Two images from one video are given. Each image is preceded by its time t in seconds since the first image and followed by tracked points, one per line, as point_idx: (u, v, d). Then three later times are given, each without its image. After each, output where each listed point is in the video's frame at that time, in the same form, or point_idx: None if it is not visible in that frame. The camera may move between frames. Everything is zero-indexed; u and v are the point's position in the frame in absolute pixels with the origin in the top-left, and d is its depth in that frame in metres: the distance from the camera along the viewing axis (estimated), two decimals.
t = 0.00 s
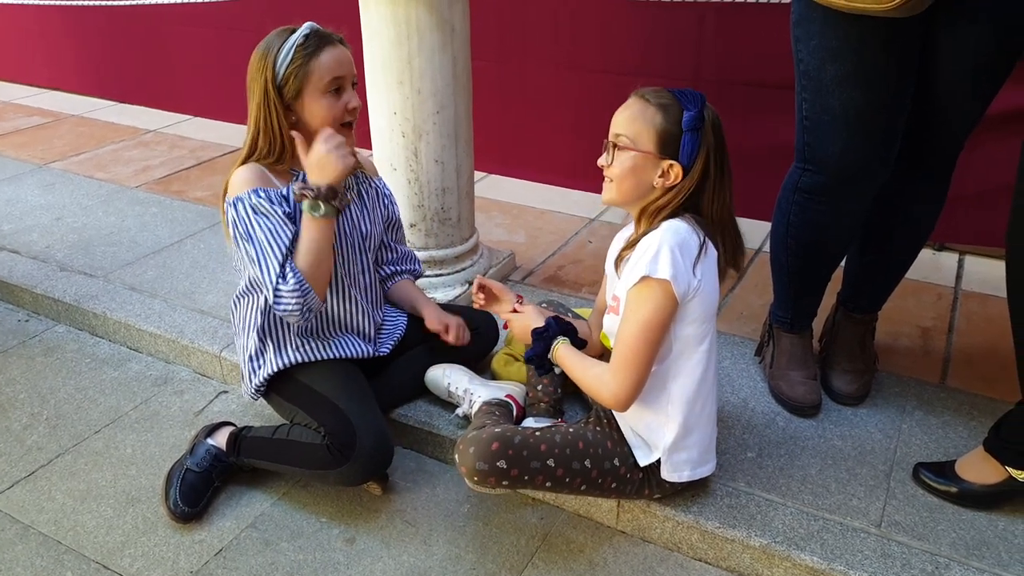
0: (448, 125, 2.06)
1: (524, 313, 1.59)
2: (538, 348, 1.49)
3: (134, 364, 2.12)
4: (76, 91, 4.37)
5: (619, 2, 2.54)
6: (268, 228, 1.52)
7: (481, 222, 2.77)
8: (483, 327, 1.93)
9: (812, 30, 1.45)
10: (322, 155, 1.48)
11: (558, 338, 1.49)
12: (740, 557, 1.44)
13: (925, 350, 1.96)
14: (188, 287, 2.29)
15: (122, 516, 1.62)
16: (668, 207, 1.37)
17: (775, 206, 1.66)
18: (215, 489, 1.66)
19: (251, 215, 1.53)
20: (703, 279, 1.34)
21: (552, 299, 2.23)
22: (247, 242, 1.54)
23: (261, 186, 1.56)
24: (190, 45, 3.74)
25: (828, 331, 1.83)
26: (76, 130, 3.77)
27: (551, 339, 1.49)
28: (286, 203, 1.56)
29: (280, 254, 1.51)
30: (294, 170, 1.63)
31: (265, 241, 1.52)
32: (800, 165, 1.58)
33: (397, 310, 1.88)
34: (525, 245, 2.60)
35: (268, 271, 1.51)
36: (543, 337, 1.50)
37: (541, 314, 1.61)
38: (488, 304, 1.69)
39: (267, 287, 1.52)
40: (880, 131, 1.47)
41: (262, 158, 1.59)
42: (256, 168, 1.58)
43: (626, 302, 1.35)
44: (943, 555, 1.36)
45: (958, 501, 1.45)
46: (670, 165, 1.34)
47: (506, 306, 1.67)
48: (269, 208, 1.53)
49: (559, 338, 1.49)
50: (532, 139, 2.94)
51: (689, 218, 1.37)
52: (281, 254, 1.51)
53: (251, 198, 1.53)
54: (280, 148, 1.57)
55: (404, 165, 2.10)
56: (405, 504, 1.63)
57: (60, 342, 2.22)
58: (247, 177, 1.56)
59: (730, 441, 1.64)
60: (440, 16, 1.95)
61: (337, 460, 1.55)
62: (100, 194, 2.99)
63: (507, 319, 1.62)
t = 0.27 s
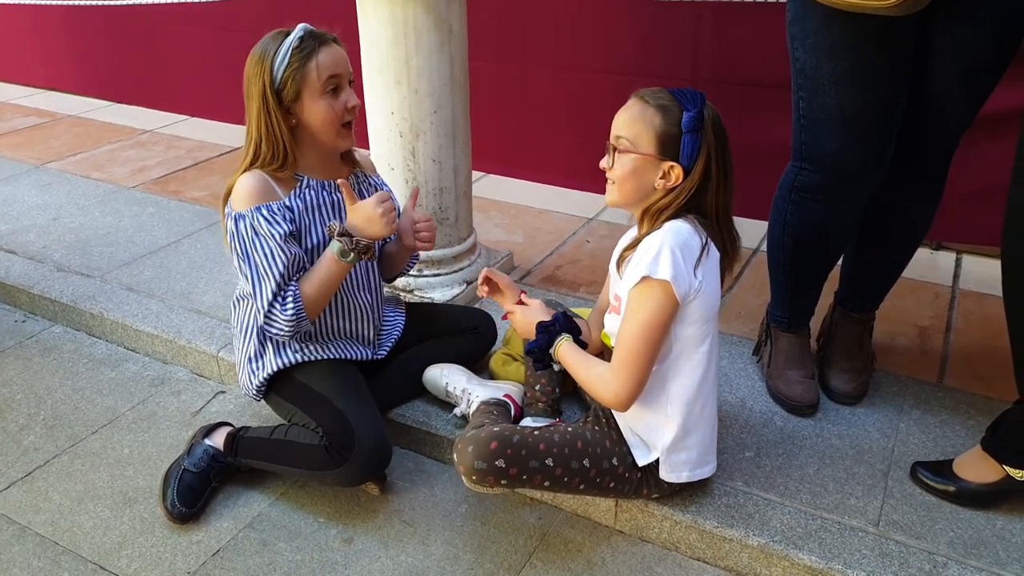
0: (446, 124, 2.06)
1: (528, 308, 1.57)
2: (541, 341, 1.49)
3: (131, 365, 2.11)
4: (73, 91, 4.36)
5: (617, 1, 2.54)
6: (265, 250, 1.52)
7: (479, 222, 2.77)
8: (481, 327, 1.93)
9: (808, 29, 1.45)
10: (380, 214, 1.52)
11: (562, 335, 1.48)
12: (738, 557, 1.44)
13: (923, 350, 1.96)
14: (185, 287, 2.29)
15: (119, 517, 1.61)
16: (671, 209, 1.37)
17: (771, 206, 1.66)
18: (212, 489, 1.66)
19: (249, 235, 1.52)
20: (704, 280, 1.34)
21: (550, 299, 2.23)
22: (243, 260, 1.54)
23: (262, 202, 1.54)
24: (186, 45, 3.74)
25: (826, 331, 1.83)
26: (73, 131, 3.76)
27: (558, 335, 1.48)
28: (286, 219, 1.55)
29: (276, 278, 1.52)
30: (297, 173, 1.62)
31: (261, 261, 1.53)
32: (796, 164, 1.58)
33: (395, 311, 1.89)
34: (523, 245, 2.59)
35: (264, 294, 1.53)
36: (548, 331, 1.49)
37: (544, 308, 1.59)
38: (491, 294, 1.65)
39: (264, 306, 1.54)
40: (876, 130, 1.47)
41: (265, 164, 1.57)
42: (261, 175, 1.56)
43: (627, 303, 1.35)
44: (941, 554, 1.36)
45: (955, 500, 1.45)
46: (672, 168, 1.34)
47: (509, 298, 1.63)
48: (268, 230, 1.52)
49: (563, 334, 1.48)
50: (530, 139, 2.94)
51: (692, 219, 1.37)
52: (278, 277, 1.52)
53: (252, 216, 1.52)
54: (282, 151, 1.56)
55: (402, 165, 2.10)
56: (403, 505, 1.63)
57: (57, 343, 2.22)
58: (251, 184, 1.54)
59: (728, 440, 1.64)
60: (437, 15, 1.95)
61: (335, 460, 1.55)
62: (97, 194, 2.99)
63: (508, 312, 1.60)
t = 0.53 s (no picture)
0: (444, 124, 2.06)
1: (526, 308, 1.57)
2: (540, 341, 1.48)
3: (129, 365, 2.11)
4: (70, 91, 4.36)
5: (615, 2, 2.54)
6: (252, 252, 1.51)
7: (477, 222, 2.77)
8: (480, 327, 1.93)
9: (802, 28, 1.45)
10: (368, 232, 1.49)
11: (559, 337, 1.48)
12: (737, 557, 1.45)
13: (921, 350, 1.96)
14: (183, 288, 2.29)
15: (118, 517, 1.61)
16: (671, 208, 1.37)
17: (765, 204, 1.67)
18: (211, 490, 1.66)
19: (239, 235, 1.52)
20: (705, 280, 1.35)
21: (548, 299, 2.23)
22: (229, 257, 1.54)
23: (258, 203, 1.54)
24: (184, 45, 3.74)
25: (824, 331, 1.84)
26: (71, 131, 3.76)
27: (558, 335, 1.48)
28: (281, 223, 1.56)
29: (258, 280, 1.51)
30: (296, 174, 1.62)
31: (245, 261, 1.52)
32: (790, 163, 1.58)
33: (393, 310, 1.89)
34: (522, 245, 2.59)
35: (241, 293, 1.52)
36: (548, 332, 1.49)
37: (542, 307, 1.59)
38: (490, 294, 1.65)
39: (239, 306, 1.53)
40: (867, 130, 1.47)
41: (266, 166, 1.58)
42: (259, 175, 1.56)
43: (627, 302, 1.35)
44: (939, 553, 1.36)
45: (954, 499, 1.45)
46: (673, 167, 1.34)
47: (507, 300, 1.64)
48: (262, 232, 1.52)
49: (562, 336, 1.48)
50: (528, 139, 2.94)
51: (692, 219, 1.37)
52: (261, 279, 1.51)
53: (247, 217, 1.53)
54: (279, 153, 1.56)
55: (400, 165, 2.09)
56: (402, 505, 1.63)
57: (55, 343, 2.21)
58: (249, 183, 1.55)
59: (726, 440, 1.65)
60: (436, 15, 1.95)
61: (334, 460, 1.55)
62: (95, 194, 2.98)
63: (508, 311, 1.59)
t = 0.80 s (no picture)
0: (441, 124, 2.06)
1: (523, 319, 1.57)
2: (541, 347, 1.48)
3: (127, 365, 2.11)
4: (68, 91, 4.35)
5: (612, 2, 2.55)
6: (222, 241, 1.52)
7: (475, 222, 2.77)
8: (478, 326, 1.93)
9: (788, 23, 1.47)
10: (326, 304, 1.43)
11: (561, 344, 1.47)
12: (735, 555, 1.45)
13: (918, 348, 1.96)
14: (181, 288, 2.29)
15: (116, 517, 1.61)
16: (688, 197, 1.40)
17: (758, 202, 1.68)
18: (209, 489, 1.66)
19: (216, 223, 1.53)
20: (715, 274, 1.36)
21: (546, 298, 2.23)
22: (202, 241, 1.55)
23: (248, 197, 1.55)
24: (181, 45, 3.74)
25: (821, 330, 1.84)
26: (68, 132, 3.76)
27: (559, 344, 1.48)
28: (264, 220, 1.56)
29: (218, 269, 1.52)
30: (287, 170, 1.63)
31: (213, 247, 1.53)
32: (779, 158, 1.59)
33: (391, 308, 1.89)
34: (520, 245, 2.59)
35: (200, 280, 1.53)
36: (549, 339, 1.49)
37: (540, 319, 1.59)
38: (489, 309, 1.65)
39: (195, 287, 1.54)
40: (848, 125, 1.48)
41: (258, 160, 1.59)
42: (253, 169, 1.58)
43: (640, 295, 1.34)
44: (936, 552, 1.36)
45: (951, 498, 1.45)
46: (695, 153, 1.38)
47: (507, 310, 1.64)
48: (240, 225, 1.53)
49: (563, 344, 1.48)
50: (526, 139, 2.94)
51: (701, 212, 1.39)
52: (221, 268, 1.52)
53: (231, 209, 1.53)
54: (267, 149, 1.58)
55: (398, 166, 2.09)
56: (400, 504, 1.63)
57: (53, 343, 2.21)
58: (243, 178, 1.56)
59: (724, 439, 1.65)
60: (433, 15, 1.95)
61: (332, 460, 1.55)
62: (93, 195, 2.98)
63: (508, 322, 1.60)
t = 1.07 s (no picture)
0: (438, 123, 2.06)
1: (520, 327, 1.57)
2: (542, 353, 1.47)
3: (123, 365, 2.11)
4: (64, 91, 4.34)
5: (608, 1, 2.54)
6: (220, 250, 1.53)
7: (473, 221, 2.77)
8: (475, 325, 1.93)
9: (782, 19, 1.47)
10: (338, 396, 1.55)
11: (562, 346, 1.47)
12: (732, 554, 1.45)
13: (915, 347, 1.96)
14: (178, 287, 2.28)
15: (111, 517, 1.61)
16: (682, 192, 1.41)
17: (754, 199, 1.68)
18: (205, 489, 1.65)
19: (212, 232, 1.52)
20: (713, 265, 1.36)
21: (543, 298, 2.23)
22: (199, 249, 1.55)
23: (244, 201, 1.54)
24: (178, 45, 3.73)
25: (818, 329, 1.84)
26: (65, 131, 3.75)
27: (558, 348, 1.47)
28: (260, 223, 1.56)
29: (218, 278, 1.53)
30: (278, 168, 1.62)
31: (212, 256, 1.53)
32: (773, 155, 1.59)
33: (388, 306, 1.89)
34: (517, 244, 2.59)
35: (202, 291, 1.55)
36: (548, 343, 1.48)
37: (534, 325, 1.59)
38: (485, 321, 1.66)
39: (199, 298, 1.55)
40: (842, 122, 1.48)
41: (247, 157, 1.59)
42: (242, 170, 1.57)
43: (640, 285, 1.34)
44: (934, 550, 1.36)
45: (948, 496, 1.45)
46: (687, 149, 1.39)
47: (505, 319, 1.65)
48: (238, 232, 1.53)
49: (564, 346, 1.47)
50: (523, 139, 2.94)
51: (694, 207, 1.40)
52: (224, 277, 1.53)
53: (227, 217, 1.52)
54: (267, 143, 1.57)
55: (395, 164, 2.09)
56: (397, 504, 1.63)
57: (49, 343, 2.21)
58: (235, 181, 1.55)
59: (721, 438, 1.65)
60: (429, 15, 1.95)
61: (329, 459, 1.54)
62: (89, 194, 2.97)
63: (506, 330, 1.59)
